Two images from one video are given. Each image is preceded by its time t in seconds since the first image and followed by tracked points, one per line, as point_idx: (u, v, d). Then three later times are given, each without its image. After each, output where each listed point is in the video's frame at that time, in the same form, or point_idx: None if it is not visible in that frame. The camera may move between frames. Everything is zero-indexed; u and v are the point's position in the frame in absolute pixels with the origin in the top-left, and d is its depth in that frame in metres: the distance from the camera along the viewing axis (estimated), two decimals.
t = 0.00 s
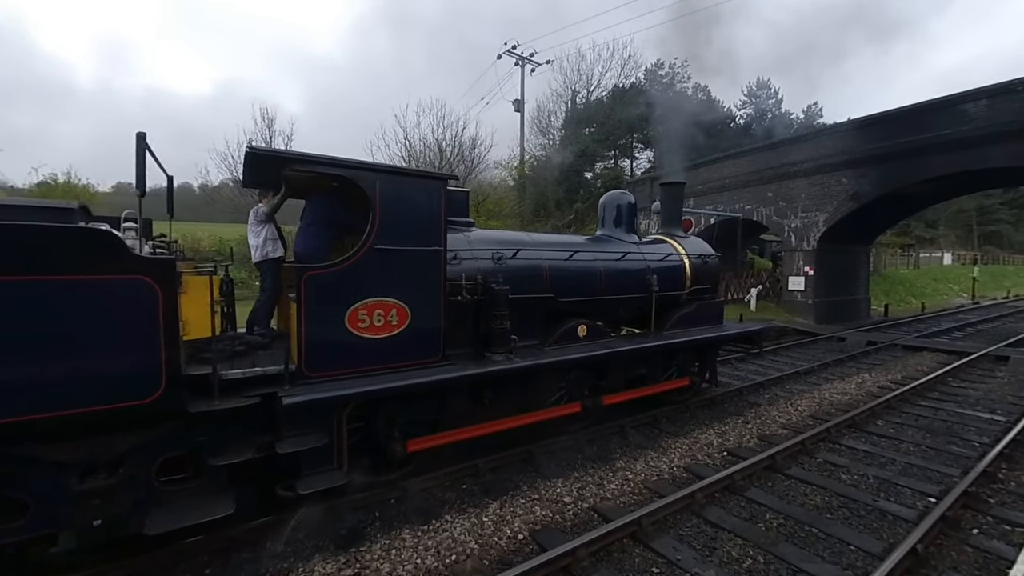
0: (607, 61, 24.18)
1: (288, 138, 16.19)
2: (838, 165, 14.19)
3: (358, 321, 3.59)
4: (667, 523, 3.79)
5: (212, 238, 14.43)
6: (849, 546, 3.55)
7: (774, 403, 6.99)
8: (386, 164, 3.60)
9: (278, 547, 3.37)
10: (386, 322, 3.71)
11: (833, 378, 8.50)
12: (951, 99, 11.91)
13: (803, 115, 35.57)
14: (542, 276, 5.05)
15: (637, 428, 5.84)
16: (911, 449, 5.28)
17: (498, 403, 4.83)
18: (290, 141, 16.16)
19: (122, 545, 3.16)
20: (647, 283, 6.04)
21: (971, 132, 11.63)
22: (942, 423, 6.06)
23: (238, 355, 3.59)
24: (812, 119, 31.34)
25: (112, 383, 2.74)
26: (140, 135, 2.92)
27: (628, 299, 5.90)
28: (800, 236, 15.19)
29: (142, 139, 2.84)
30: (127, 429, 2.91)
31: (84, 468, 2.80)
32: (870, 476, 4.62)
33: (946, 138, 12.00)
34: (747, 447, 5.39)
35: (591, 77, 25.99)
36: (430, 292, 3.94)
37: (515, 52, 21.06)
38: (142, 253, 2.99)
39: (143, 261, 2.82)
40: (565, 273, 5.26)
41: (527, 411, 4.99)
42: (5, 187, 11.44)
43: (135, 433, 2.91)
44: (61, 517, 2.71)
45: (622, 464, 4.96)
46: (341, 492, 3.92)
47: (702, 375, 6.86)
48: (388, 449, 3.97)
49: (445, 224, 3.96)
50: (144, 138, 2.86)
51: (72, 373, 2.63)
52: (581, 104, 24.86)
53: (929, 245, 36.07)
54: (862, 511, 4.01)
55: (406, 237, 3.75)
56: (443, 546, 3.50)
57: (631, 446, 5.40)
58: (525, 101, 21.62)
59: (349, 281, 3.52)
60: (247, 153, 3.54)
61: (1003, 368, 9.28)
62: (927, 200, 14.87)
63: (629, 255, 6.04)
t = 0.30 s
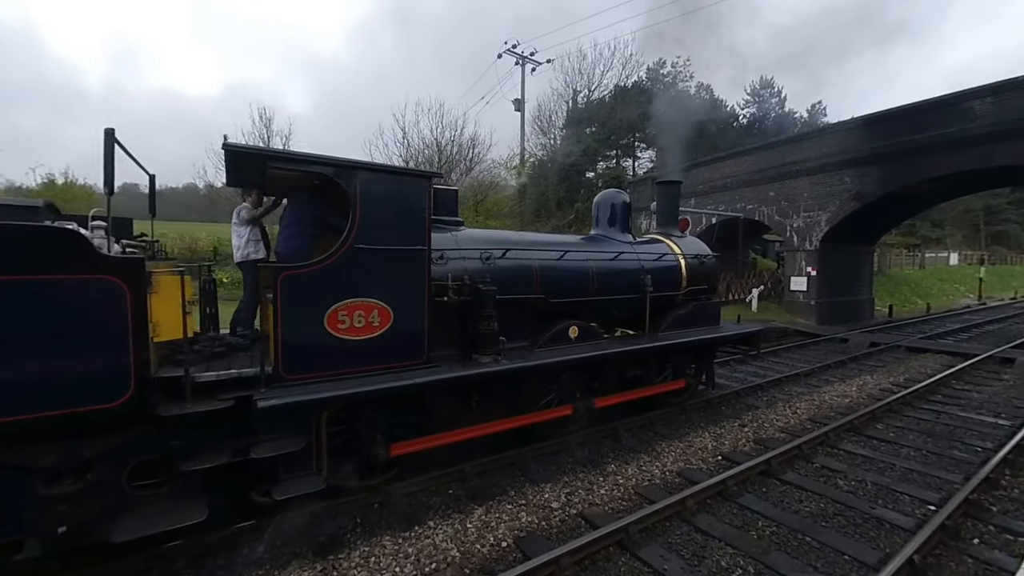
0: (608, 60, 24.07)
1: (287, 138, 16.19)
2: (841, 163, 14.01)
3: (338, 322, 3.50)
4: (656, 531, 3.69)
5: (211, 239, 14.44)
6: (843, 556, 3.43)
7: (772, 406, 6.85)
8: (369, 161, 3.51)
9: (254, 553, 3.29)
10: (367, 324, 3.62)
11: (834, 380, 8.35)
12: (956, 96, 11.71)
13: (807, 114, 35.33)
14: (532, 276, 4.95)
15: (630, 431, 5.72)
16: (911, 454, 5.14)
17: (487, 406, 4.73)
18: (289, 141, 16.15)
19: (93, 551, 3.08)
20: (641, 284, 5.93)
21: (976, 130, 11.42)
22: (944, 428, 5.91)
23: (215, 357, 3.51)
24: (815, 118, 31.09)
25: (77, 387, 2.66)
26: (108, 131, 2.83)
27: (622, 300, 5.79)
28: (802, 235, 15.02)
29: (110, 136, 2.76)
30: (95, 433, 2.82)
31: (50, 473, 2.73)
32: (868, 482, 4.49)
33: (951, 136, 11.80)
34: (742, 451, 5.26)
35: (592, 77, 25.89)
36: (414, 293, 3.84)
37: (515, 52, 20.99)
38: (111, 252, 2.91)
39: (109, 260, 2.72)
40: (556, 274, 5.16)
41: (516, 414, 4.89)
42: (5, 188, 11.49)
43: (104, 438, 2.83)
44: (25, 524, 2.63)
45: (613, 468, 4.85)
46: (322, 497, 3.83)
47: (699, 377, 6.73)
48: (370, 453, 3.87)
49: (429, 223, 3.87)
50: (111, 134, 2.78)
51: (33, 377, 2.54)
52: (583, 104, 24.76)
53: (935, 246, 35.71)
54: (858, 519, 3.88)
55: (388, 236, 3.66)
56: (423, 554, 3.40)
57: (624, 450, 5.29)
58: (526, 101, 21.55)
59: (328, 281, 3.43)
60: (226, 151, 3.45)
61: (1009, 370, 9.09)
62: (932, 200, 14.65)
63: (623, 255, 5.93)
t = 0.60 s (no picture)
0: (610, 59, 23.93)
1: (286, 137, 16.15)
2: (845, 162, 13.80)
3: (317, 322, 3.40)
4: (646, 539, 3.57)
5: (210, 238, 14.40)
6: (840, 567, 3.30)
7: (772, 408, 6.71)
8: (350, 157, 3.40)
9: (230, 561, 3.19)
10: (348, 324, 3.52)
11: (836, 382, 8.19)
12: (962, 93, 11.49)
13: (811, 113, 35.04)
14: (522, 274, 4.83)
15: (625, 434, 5.59)
16: (914, 459, 4.99)
17: (476, 408, 4.61)
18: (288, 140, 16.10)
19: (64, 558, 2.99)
20: (636, 283, 5.80)
21: (983, 127, 11.20)
22: (948, 432, 5.76)
23: (192, 357, 3.41)
24: (820, 117, 30.82)
25: (40, 390, 2.56)
26: (74, 124, 2.73)
27: (616, 300, 5.65)
28: (805, 235, 14.82)
29: (75, 130, 2.67)
30: (61, 437, 2.73)
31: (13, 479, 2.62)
32: (868, 488, 4.35)
33: (957, 134, 11.58)
34: (739, 455, 5.13)
35: (594, 75, 25.75)
36: (397, 293, 3.74)
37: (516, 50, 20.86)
38: (79, 249, 2.81)
39: (73, 258, 2.61)
40: (548, 273, 5.04)
41: (506, 416, 4.77)
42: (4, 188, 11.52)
43: (71, 441, 2.73)
44: None
45: (605, 472, 4.73)
46: (303, 502, 3.73)
47: (697, 379, 6.59)
48: (353, 457, 3.77)
49: (414, 220, 3.77)
50: (77, 127, 2.68)
51: None
52: (584, 102, 24.63)
53: (942, 246, 35.32)
54: (856, 527, 3.75)
55: (369, 234, 3.56)
56: (404, 562, 3.31)
57: (617, 453, 5.16)
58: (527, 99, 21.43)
59: (307, 280, 3.33)
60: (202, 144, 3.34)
61: (1016, 372, 8.88)
62: (938, 198, 14.41)
63: (618, 254, 5.81)
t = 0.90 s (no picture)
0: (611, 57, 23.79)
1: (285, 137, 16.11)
2: (848, 160, 13.61)
3: (294, 325, 3.31)
4: (633, 549, 3.45)
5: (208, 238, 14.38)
6: None
7: (771, 412, 6.56)
8: (329, 155, 3.31)
9: (203, 570, 3.10)
10: (327, 326, 3.43)
11: (838, 385, 8.02)
12: (968, 90, 11.28)
13: (816, 111, 34.73)
14: (511, 275, 4.72)
15: (618, 439, 5.48)
16: (915, 466, 4.84)
17: (463, 412, 4.51)
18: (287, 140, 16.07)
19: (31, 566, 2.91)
20: (630, 284, 5.67)
21: (989, 125, 10.99)
22: (952, 437, 5.60)
23: (166, 361, 3.33)
24: (824, 116, 30.52)
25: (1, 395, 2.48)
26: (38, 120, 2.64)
27: (609, 301, 5.53)
28: (808, 235, 14.62)
29: (38, 126, 2.59)
30: (25, 443, 2.65)
31: None
32: (866, 496, 4.22)
33: (963, 132, 11.37)
34: (734, 461, 5.00)
35: (596, 74, 25.61)
36: (379, 294, 3.63)
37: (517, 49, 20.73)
38: (45, 249, 2.72)
39: (34, 258, 2.50)
40: (538, 274, 4.92)
41: (494, 420, 4.66)
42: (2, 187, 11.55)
43: (35, 448, 2.66)
44: None
45: (596, 478, 4.62)
46: (282, 509, 3.64)
47: (694, 382, 6.46)
48: (333, 463, 3.67)
49: (396, 220, 3.67)
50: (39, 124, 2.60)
51: None
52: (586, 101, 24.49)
53: (949, 246, 34.92)
54: (853, 538, 3.62)
55: (350, 234, 3.46)
56: (382, 572, 3.21)
57: (609, 458, 5.04)
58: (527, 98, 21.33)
59: (284, 282, 3.24)
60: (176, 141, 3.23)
61: None
62: (944, 197, 14.18)
63: (611, 254, 5.68)
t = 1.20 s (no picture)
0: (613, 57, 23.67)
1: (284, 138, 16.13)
2: (851, 159, 13.43)
3: (270, 325, 3.24)
4: (618, 558, 3.35)
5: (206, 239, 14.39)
6: None
7: (768, 415, 6.43)
8: (305, 151, 3.24)
9: None
10: (305, 327, 3.36)
11: (839, 387, 7.87)
12: (974, 86, 11.08)
13: (821, 111, 34.42)
14: (499, 275, 4.63)
15: (610, 442, 5.37)
16: (914, 472, 4.71)
17: (449, 415, 4.43)
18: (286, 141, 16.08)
19: None
20: (622, 284, 5.58)
21: (995, 122, 10.79)
22: (953, 442, 5.46)
23: (140, 362, 3.27)
24: (829, 115, 30.24)
25: None
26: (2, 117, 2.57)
27: (601, 302, 5.43)
28: (811, 234, 14.43)
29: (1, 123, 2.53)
30: None
31: None
32: (862, 503, 4.10)
33: (968, 129, 11.17)
34: (728, 465, 4.88)
35: (597, 73, 25.50)
36: (359, 294, 3.56)
37: (517, 48, 20.64)
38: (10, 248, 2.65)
39: None
40: (527, 274, 4.83)
41: (481, 423, 4.58)
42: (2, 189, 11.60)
43: None
44: None
45: (585, 482, 4.52)
46: (260, 513, 3.56)
47: (689, 384, 6.34)
48: (312, 467, 3.59)
49: (377, 218, 3.59)
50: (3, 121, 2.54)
51: None
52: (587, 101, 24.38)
53: (957, 246, 34.47)
54: (847, 547, 3.50)
55: (327, 232, 3.39)
56: None
57: (600, 462, 4.94)
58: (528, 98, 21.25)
59: (259, 281, 3.17)
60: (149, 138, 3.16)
61: None
62: (950, 196, 13.95)
63: (603, 254, 5.59)
